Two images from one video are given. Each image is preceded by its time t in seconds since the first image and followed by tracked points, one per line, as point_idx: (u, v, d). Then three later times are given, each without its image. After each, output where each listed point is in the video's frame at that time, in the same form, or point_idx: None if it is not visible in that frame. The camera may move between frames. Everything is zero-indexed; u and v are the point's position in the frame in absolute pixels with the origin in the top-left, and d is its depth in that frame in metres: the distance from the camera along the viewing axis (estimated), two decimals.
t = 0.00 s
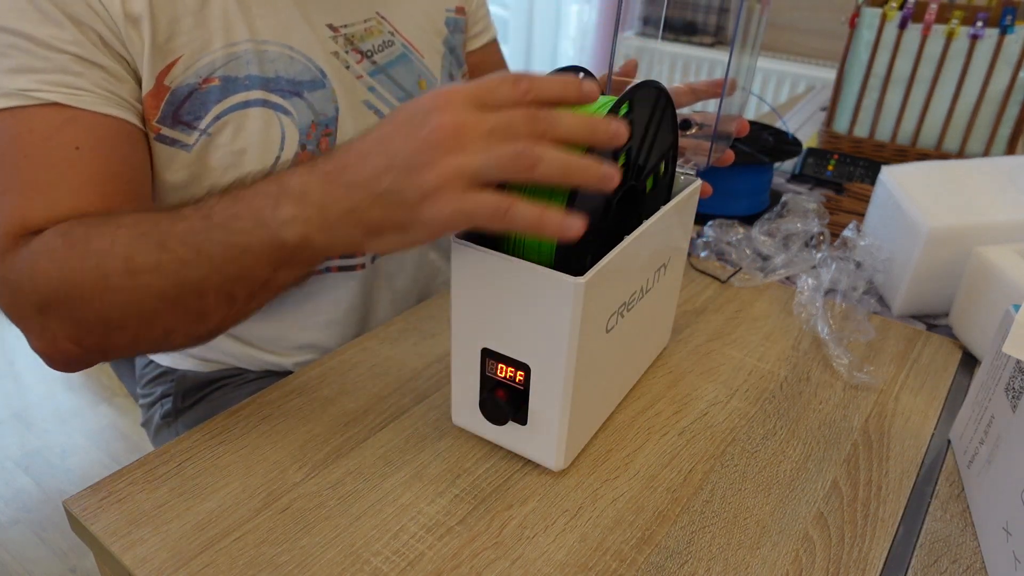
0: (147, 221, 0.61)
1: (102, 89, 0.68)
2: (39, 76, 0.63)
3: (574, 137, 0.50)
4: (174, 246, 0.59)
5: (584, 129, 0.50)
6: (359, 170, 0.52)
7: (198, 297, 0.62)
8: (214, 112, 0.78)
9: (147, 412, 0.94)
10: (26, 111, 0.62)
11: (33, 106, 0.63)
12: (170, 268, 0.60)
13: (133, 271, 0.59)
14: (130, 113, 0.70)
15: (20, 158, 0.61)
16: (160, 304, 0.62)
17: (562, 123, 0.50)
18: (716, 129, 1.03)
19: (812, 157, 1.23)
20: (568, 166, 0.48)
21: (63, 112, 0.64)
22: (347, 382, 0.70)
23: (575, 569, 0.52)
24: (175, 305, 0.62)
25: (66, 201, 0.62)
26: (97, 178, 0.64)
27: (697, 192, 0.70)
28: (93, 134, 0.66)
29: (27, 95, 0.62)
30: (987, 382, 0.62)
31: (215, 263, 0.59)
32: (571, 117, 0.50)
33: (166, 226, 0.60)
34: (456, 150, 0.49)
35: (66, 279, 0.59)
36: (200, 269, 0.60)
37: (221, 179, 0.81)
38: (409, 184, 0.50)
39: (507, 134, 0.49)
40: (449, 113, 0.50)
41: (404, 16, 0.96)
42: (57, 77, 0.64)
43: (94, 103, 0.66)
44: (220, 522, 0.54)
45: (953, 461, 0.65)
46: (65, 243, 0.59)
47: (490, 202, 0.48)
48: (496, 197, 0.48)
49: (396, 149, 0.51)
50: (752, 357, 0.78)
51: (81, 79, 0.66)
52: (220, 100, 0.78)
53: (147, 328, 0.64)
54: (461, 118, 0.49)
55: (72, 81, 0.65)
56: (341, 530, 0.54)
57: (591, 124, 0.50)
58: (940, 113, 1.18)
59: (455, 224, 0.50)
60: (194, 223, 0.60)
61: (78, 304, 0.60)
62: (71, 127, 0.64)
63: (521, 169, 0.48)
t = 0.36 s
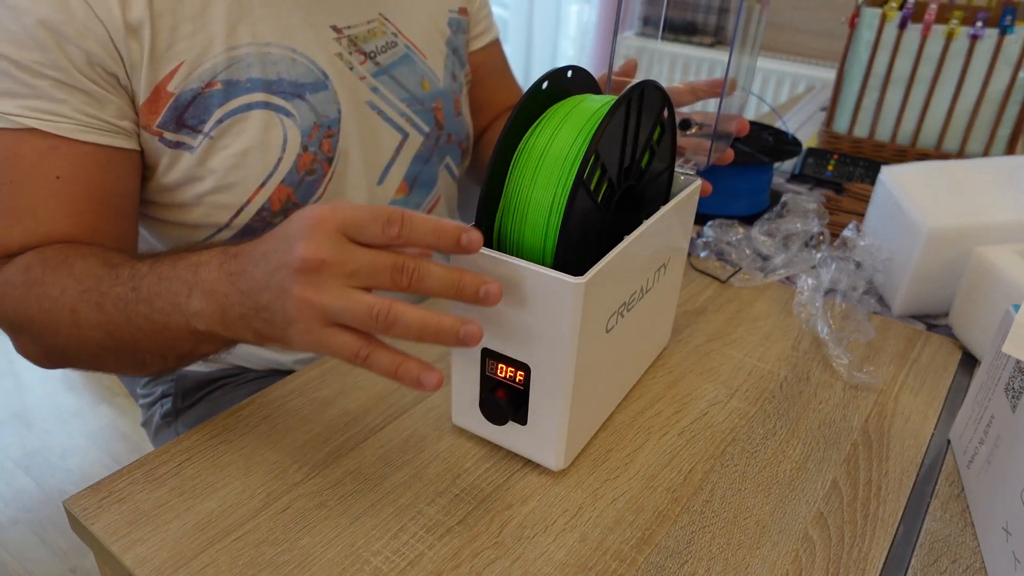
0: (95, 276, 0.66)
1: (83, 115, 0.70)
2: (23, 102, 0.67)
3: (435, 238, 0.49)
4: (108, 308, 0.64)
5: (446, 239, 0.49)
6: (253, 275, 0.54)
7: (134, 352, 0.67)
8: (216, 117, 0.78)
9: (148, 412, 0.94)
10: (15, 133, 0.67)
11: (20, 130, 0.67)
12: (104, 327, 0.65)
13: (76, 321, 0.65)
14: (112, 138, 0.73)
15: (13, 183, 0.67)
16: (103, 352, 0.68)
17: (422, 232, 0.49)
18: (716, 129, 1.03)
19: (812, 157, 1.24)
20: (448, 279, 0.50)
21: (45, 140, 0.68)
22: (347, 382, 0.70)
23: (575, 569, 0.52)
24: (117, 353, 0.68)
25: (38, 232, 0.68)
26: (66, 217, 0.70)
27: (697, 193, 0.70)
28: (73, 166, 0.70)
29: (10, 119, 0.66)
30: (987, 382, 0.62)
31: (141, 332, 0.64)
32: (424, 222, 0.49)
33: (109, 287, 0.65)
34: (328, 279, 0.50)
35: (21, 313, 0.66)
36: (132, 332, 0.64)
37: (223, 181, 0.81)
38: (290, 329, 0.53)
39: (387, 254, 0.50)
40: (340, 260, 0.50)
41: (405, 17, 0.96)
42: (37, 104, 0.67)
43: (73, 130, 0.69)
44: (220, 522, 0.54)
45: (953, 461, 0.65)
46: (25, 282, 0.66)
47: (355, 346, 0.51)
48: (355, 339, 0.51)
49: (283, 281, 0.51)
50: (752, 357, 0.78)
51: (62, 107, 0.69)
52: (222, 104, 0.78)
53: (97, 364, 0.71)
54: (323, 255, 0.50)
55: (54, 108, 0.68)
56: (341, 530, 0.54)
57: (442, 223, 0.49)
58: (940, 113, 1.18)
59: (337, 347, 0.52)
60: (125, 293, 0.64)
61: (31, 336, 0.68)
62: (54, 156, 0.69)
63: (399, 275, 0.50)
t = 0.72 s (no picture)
0: (189, 182, 0.66)
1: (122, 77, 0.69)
2: (61, 67, 0.64)
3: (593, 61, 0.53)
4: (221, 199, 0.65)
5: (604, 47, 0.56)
6: (400, 98, 0.59)
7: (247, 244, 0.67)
8: (221, 105, 0.78)
9: (147, 412, 0.94)
10: (47, 100, 0.63)
11: (59, 93, 0.64)
12: (221, 219, 0.65)
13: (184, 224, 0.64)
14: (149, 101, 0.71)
15: (49, 145, 0.63)
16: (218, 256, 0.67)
17: (594, 42, 0.55)
18: (716, 129, 1.03)
19: (812, 157, 1.24)
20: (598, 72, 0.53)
21: (87, 100, 0.65)
22: (347, 382, 0.70)
23: (575, 569, 0.52)
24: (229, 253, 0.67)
25: (101, 181, 0.64)
26: (130, 159, 0.66)
27: (697, 193, 0.70)
28: (119, 120, 0.67)
29: (47, 86, 0.63)
30: (987, 382, 0.62)
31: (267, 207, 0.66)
32: (597, 38, 0.56)
33: (202, 184, 0.66)
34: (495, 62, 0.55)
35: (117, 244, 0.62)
36: (255, 210, 0.66)
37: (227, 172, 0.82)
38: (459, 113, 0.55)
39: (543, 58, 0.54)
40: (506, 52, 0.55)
41: (404, 16, 0.96)
42: (78, 67, 0.65)
43: (116, 91, 0.67)
44: (221, 522, 0.54)
45: (953, 462, 0.65)
46: (116, 211, 0.62)
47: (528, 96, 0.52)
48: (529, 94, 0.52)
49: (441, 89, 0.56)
50: (752, 357, 0.78)
51: (103, 69, 0.67)
52: (228, 92, 0.79)
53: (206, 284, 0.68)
54: (494, 36, 0.56)
55: (94, 71, 0.66)
56: (341, 530, 0.54)
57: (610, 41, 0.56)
58: (940, 113, 1.18)
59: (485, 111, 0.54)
60: (243, 173, 0.66)
61: (134, 268, 0.64)
62: (99, 113, 0.65)
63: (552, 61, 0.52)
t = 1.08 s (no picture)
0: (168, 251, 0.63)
1: (120, 105, 0.69)
2: (61, 95, 0.65)
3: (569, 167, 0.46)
4: (190, 276, 0.62)
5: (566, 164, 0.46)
6: (352, 209, 0.51)
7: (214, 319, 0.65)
8: (222, 117, 0.78)
9: (148, 412, 0.94)
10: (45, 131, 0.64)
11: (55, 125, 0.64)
12: (188, 298, 0.63)
13: (155, 296, 0.62)
14: (147, 126, 0.72)
15: (46, 181, 0.63)
16: (186, 324, 0.65)
17: (555, 157, 0.46)
18: (716, 129, 1.03)
19: (812, 157, 1.24)
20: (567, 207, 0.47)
21: (86, 131, 0.66)
22: (347, 382, 0.70)
23: (575, 569, 0.52)
24: (200, 324, 0.65)
25: (90, 225, 0.64)
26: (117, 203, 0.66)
27: (697, 192, 0.69)
28: (117, 152, 0.67)
29: (47, 115, 0.64)
30: (987, 382, 0.62)
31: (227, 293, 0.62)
32: (554, 146, 0.46)
33: (180, 254, 0.62)
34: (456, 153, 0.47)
35: (87, 297, 0.62)
36: (215, 296, 0.62)
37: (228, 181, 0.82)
38: (410, 249, 0.50)
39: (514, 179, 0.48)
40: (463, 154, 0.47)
41: (404, 17, 0.96)
42: (76, 96, 0.65)
43: (113, 119, 0.68)
44: (221, 522, 0.54)
45: (953, 461, 0.65)
46: (92, 269, 0.61)
47: (474, 244, 0.48)
48: (475, 240, 0.48)
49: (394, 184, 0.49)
50: (752, 357, 0.78)
51: (101, 97, 0.67)
52: (228, 104, 0.78)
53: (178, 342, 0.67)
54: (447, 156, 0.47)
55: (92, 99, 0.66)
56: (341, 530, 0.54)
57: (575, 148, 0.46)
58: (940, 113, 1.18)
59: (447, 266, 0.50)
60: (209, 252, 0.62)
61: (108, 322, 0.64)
62: (97, 146, 0.66)
63: (508, 206, 0.46)
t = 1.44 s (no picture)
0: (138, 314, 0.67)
1: (101, 129, 0.72)
2: (43, 120, 0.69)
3: (445, 299, 0.49)
4: (152, 345, 0.66)
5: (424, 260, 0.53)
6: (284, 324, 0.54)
7: (178, 379, 0.69)
8: (216, 125, 0.78)
9: (148, 412, 0.94)
10: (28, 154, 0.69)
11: (38, 150, 0.69)
12: (151, 361, 0.67)
13: (123, 350, 0.67)
14: (130, 149, 0.75)
15: (37, 206, 0.69)
16: (153, 377, 0.70)
17: (429, 287, 0.49)
18: (716, 129, 1.03)
19: (812, 157, 1.24)
20: (467, 330, 0.50)
21: (68, 158, 0.70)
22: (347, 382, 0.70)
23: (575, 569, 0.52)
24: (165, 379, 0.69)
25: (69, 256, 0.70)
26: (94, 233, 0.72)
27: (698, 192, 0.69)
28: (98, 180, 0.72)
29: (27, 139, 0.68)
30: (987, 382, 0.62)
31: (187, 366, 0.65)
32: (431, 278, 0.49)
33: (148, 317, 0.66)
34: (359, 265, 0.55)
35: (65, 334, 0.69)
36: (177, 364, 0.66)
37: (223, 190, 0.81)
38: (317, 366, 0.52)
39: (405, 315, 0.51)
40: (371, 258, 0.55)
41: (404, 17, 0.96)
42: (57, 122, 0.69)
43: (92, 145, 0.71)
44: (221, 522, 0.54)
45: (953, 461, 0.65)
46: (68, 309, 0.68)
47: (393, 370, 0.50)
48: (393, 365, 0.51)
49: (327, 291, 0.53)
50: (752, 357, 0.78)
51: (81, 122, 0.70)
52: (221, 112, 0.78)
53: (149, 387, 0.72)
54: (345, 325, 0.50)
55: (73, 125, 0.70)
56: (341, 530, 0.54)
57: (451, 277, 0.49)
58: (940, 113, 1.18)
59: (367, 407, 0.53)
60: (167, 323, 0.65)
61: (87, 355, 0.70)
62: (79, 173, 0.71)
63: (416, 332, 0.50)
